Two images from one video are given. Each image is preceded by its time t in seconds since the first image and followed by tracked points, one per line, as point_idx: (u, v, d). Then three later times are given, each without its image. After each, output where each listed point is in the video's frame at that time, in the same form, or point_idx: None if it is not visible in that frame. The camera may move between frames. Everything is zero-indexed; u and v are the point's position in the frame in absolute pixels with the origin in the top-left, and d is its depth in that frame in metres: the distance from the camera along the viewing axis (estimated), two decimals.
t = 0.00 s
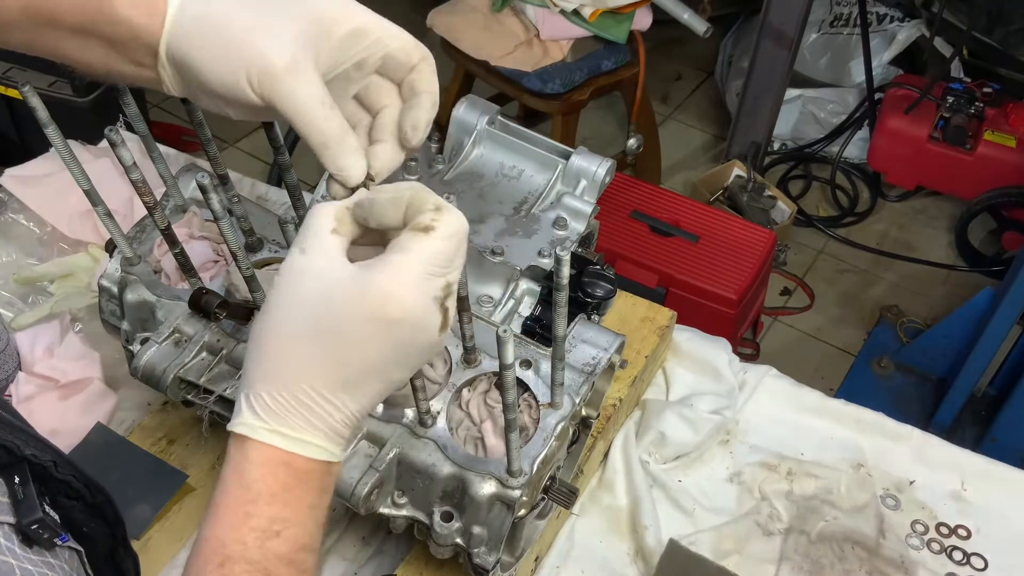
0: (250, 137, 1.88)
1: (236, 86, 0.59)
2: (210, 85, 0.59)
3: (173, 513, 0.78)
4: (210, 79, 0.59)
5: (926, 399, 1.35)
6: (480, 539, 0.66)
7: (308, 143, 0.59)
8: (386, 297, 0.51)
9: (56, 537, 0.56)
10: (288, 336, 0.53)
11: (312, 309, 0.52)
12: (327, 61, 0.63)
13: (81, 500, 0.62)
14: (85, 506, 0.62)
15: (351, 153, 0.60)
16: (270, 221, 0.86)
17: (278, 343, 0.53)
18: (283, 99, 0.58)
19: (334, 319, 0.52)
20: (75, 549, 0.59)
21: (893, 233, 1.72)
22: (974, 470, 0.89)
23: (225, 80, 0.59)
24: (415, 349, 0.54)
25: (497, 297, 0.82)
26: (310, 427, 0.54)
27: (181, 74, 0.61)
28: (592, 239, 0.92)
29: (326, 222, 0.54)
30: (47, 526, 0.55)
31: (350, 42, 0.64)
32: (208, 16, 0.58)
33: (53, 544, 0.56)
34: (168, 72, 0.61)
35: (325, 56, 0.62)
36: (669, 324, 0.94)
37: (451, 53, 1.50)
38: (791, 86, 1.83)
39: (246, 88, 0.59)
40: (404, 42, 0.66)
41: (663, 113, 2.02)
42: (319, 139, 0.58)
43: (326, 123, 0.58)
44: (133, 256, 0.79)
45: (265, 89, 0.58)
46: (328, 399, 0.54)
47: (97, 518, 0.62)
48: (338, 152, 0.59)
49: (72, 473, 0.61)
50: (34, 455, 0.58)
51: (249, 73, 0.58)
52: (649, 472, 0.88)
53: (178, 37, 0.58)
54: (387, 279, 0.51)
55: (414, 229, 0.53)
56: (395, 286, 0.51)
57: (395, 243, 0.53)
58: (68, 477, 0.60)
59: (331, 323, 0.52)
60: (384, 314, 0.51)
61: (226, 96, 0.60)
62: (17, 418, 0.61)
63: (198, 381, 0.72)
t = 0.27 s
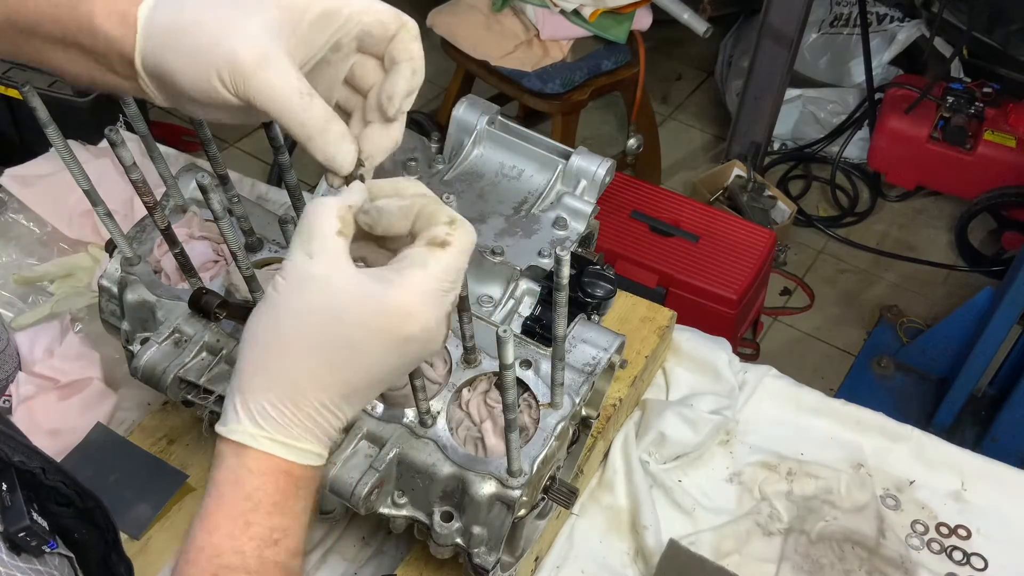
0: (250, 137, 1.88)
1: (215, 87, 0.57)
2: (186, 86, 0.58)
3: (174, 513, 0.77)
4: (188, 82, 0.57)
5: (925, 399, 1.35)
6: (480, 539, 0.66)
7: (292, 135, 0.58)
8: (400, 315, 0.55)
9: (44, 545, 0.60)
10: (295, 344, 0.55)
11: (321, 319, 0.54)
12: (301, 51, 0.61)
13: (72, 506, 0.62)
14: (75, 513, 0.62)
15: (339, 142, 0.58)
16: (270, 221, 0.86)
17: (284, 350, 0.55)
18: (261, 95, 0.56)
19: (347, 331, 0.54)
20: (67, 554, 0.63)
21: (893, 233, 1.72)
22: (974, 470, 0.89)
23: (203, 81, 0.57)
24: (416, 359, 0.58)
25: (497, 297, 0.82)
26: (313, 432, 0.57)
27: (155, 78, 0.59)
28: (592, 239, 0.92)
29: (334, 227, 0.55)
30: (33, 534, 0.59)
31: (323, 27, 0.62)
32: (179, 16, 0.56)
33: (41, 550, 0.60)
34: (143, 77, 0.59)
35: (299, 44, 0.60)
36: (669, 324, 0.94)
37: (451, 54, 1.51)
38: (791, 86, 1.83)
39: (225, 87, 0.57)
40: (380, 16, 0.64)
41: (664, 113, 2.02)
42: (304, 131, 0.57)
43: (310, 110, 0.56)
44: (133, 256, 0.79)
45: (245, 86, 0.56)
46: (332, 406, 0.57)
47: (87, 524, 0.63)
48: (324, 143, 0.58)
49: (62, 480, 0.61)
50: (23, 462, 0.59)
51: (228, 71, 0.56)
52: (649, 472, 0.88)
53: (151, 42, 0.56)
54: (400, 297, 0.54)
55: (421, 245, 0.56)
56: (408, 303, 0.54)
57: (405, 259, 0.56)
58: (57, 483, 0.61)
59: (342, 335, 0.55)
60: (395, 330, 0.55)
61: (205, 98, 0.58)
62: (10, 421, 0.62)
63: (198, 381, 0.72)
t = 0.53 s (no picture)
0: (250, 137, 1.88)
1: (207, 87, 0.56)
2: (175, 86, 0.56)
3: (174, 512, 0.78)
4: (178, 82, 0.56)
5: (925, 399, 1.35)
6: (479, 539, 0.66)
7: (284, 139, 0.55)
8: (308, 318, 0.48)
9: (33, 555, 0.61)
10: (231, 350, 0.53)
11: (249, 325, 0.51)
12: (298, 60, 0.59)
13: (63, 514, 0.63)
14: (66, 520, 0.64)
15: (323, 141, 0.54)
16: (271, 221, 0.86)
17: (224, 357, 0.53)
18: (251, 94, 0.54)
19: (267, 338, 0.51)
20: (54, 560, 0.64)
21: (893, 233, 1.72)
22: (973, 470, 0.89)
23: (194, 81, 0.55)
24: (360, 365, 0.51)
25: (497, 297, 0.83)
26: (267, 441, 0.55)
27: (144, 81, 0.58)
28: (592, 239, 0.92)
29: (271, 227, 0.52)
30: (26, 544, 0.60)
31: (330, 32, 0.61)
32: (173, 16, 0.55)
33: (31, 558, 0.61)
34: (133, 81, 0.58)
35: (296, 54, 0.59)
36: (669, 324, 0.94)
37: (451, 53, 1.51)
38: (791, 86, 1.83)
39: (217, 86, 0.55)
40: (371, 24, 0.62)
41: (663, 113, 2.02)
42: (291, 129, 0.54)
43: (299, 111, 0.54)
44: (133, 256, 0.79)
45: (236, 83, 0.55)
46: (281, 415, 0.54)
47: (78, 532, 0.64)
48: (314, 145, 0.54)
49: (53, 489, 0.62)
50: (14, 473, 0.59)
51: (218, 68, 0.55)
52: (649, 472, 0.88)
53: (143, 41, 0.55)
54: (312, 301, 0.48)
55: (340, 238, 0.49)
56: (323, 305, 0.48)
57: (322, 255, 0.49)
58: (47, 493, 0.61)
59: (265, 342, 0.51)
60: (314, 336, 0.49)
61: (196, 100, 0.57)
62: (2, 431, 0.62)
63: (198, 381, 0.72)
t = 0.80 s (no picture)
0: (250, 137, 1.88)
1: (171, 106, 0.55)
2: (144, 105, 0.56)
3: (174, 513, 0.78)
4: (145, 101, 0.55)
5: (926, 399, 1.35)
6: (479, 539, 0.66)
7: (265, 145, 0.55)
8: (361, 338, 0.50)
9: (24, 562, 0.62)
10: (253, 365, 0.51)
11: (277, 339, 0.50)
12: (265, 60, 0.57)
13: (55, 520, 0.65)
14: (59, 526, 0.65)
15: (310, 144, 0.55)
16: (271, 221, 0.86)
17: (241, 371, 0.51)
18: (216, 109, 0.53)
19: (304, 354, 0.50)
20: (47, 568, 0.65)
21: (893, 233, 1.72)
22: (974, 470, 0.89)
23: (158, 100, 0.55)
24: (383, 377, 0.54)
25: (497, 297, 0.83)
26: (274, 452, 0.55)
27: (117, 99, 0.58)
28: (592, 239, 0.92)
29: (292, 235, 0.50)
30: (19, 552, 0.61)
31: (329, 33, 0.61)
32: (134, 35, 0.54)
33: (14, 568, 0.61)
34: (109, 100, 0.58)
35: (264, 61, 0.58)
36: (669, 324, 0.94)
37: (451, 53, 1.51)
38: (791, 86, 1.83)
39: (180, 106, 0.55)
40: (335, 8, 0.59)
41: (664, 113, 2.02)
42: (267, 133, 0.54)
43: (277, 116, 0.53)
44: (133, 256, 0.79)
45: (197, 102, 0.53)
46: (293, 427, 0.54)
47: (71, 538, 0.66)
48: (293, 148, 0.54)
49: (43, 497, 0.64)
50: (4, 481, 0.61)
51: (179, 88, 0.53)
52: (649, 472, 0.88)
53: (110, 63, 0.55)
54: (363, 322, 0.50)
55: (387, 257, 0.51)
56: (374, 325, 0.50)
57: (369, 273, 0.51)
58: (37, 498, 0.63)
59: (295, 357, 0.51)
60: (361, 354, 0.51)
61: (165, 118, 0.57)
62: None
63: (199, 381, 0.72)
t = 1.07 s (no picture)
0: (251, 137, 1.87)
1: (165, 118, 0.56)
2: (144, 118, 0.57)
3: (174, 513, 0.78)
4: (138, 114, 0.57)
5: (926, 399, 1.35)
6: (479, 539, 0.66)
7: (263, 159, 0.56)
8: (354, 341, 0.50)
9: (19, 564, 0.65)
10: (248, 370, 0.51)
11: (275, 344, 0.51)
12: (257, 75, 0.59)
13: (50, 522, 0.67)
14: (54, 529, 0.67)
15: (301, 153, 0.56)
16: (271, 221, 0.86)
17: (236, 377, 0.51)
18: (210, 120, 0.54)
19: (299, 358, 0.51)
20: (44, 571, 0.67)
21: (893, 233, 1.72)
22: (973, 470, 0.89)
23: (152, 112, 0.56)
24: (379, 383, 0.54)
25: (497, 297, 0.83)
26: (269, 460, 0.55)
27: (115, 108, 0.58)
28: (592, 239, 0.92)
29: (287, 242, 0.51)
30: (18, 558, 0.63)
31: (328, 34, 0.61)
32: (127, 48, 0.55)
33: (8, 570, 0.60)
34: (101, 111, 0.59)
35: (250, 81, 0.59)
36: (669, 324, 0.94)
37: (451, 53, 1.51)
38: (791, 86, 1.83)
39: (173, 119, 0.56)
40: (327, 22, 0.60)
41: (664, 113, 2.02)
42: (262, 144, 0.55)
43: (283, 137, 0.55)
44: (133, 256, 0.79)
45: (191, 117, 0.55)
46: (288, 435, 0.54)
47: (66, 541, 0.68)
48: (289, 159, 0.55)
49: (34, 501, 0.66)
50: None
51: (172, 101, 0.55)
52: (649, 472, 0.88)
53: (103, 76, 0.56)
54: (358, 323, 0.50)
55: (379, 261, 0.51)
56: (366, 329, 0.50)
57: (362, 277, 0.51)
58: (33, 502, 0.67)
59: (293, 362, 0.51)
60: (353, 356, 0.51)
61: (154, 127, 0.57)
62: None
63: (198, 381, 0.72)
